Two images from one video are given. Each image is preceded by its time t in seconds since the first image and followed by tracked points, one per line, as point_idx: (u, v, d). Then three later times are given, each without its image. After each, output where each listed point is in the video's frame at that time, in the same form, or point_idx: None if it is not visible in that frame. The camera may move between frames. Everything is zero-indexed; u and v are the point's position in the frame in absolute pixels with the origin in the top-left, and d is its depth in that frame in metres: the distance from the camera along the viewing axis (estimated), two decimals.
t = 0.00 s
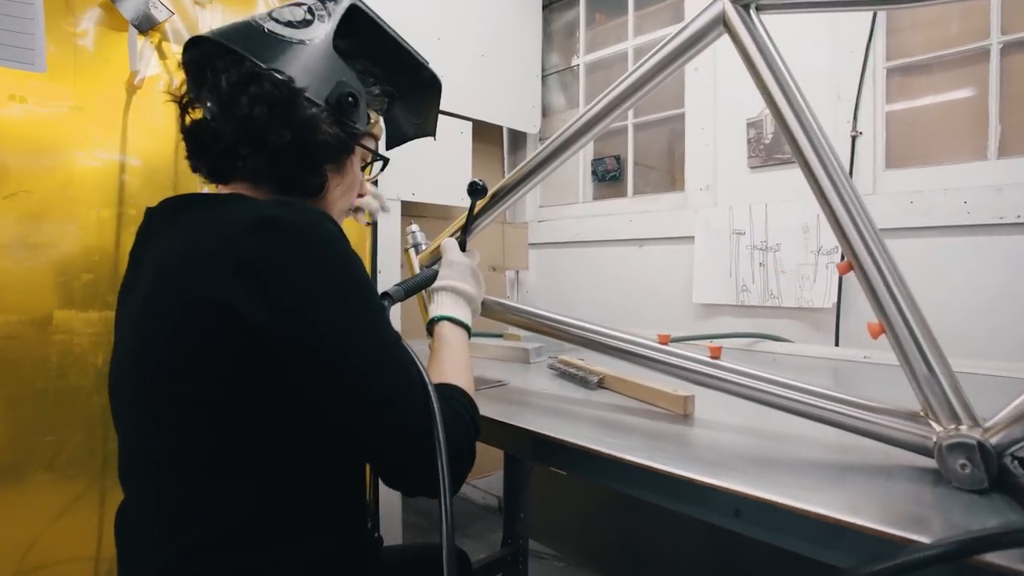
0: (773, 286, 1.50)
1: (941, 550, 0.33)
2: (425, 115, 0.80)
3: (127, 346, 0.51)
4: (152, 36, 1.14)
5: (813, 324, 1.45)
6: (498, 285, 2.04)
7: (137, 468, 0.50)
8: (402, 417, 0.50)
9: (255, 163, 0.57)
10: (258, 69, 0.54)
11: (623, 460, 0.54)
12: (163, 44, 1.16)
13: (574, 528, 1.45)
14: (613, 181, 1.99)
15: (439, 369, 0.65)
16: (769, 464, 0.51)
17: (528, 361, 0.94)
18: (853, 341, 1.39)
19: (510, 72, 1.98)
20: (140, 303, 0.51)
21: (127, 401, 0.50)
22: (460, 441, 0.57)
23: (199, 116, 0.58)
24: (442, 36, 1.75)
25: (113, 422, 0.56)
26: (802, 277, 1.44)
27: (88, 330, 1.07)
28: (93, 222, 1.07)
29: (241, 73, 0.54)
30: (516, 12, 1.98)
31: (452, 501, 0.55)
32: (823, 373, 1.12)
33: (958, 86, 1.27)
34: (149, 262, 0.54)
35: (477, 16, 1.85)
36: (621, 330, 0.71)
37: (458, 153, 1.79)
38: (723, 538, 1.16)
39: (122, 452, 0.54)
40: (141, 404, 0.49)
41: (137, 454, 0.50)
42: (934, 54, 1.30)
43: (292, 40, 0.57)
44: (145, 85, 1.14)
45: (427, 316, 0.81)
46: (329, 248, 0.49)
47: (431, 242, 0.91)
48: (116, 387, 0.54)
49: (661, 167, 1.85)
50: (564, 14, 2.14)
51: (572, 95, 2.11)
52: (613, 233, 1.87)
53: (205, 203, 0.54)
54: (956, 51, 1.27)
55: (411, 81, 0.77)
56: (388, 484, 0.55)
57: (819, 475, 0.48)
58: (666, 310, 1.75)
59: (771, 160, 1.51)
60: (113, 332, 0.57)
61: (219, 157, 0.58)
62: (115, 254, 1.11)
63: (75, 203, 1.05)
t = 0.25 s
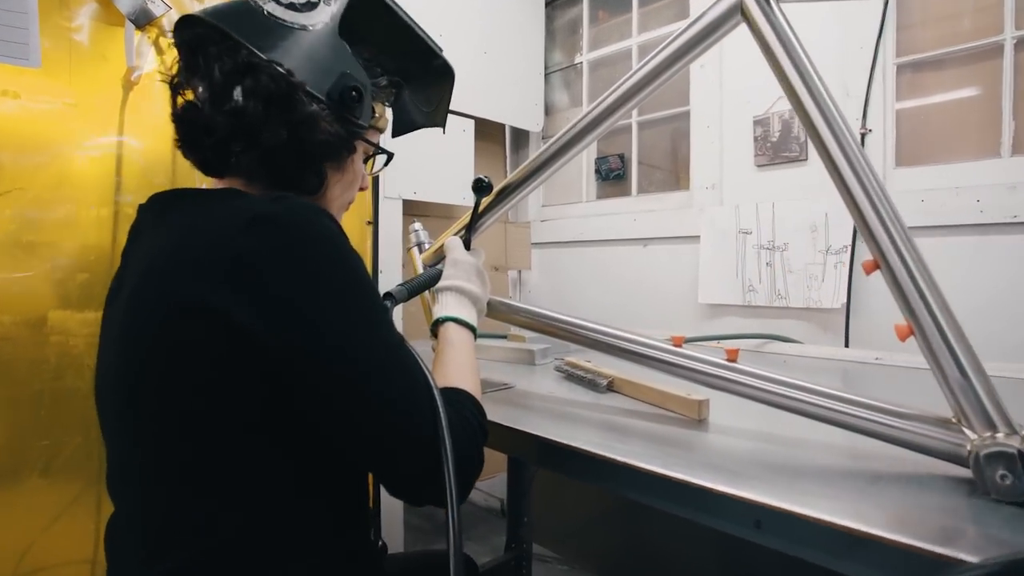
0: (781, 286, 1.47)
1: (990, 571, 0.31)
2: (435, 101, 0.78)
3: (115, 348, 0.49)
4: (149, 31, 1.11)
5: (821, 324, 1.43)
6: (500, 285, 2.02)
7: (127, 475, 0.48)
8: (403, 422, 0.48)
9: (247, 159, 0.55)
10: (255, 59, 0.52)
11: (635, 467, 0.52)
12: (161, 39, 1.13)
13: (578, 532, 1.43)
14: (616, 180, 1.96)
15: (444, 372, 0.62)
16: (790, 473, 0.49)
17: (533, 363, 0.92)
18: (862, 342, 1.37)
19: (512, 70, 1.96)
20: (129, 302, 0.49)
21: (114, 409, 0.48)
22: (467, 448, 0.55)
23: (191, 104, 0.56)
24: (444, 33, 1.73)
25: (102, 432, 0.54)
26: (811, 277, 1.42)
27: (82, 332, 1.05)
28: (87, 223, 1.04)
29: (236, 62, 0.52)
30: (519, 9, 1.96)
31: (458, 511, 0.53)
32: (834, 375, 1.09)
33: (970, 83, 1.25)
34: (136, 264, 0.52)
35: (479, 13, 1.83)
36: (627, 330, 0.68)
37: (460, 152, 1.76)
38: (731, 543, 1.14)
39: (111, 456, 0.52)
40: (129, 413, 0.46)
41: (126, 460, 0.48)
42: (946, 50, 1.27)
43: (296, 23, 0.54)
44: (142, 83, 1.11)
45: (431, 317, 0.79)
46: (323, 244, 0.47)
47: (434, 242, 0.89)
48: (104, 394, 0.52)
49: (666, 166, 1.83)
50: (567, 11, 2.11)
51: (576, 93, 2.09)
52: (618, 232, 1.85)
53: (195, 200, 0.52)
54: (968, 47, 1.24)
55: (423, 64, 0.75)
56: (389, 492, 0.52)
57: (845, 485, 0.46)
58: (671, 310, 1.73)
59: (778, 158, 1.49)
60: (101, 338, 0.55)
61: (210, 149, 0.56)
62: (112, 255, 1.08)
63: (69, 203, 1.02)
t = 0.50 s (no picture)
0: (788, 286, 1.45)
1: None
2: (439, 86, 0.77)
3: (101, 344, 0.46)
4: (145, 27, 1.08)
5: (828, 325, 1.40)
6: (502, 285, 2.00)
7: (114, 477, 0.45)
8: (413, 425, 0.46)
9: (237, 142, 0.52)
10: (247, 33, 0.48)
11: (647, 474, 0.50)
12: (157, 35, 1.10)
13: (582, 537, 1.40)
14: (620, 179, 1.94)
15: (449, 374, 0.60)
16: (810, 482, 0.47)
17: (538, 365, 0.90)
18: (870, 343, 1.35)
19: (514, 67, 1.94)
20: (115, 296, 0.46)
21: (99, 417, 0.45)
22: (477, 454, 0.53)
23: (175, 79, 0.53)
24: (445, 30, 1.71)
25: (79, 440, 0.52)
26: (818, 277, 1.40)
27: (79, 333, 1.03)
28: (86, 221, 1.02)
29: (225, 36, 0.49)
30: (521, 6, 1.94)
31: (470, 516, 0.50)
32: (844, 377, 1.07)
33: (981, 79, 1.22)
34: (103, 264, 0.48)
35: (481, 10, 1.81)
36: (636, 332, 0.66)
37: (462, 150, 1.74)
38: (739, 548, 1.11)
39: (92, 457, 0.49)
40: (115, 426, 0.44)
41: (113, 461, 0.45)
42: (957, 46, 1.25)
43: None
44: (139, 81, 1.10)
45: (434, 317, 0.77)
46: (327, 240, 0.44)
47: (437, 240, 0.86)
48: (85, 392, 0.49)
49: (670, 165, 1.81)
50: (570, 8, 2.09)
51: (578, 92, 2.07)
52: (621, 232, 1.83)
53: (186, 193, 0.49)
54: (979, 43, 1.22)
55: (428, 49, 0.73)
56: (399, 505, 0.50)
57: (872, 495, 0.44)
58: (675, 311, 1.70)
59: (785, 156, 1.47)
60: (85, 335, 0.52)
61: (199, 131, 0.53)
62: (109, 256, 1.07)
63: (66, 200, 1.00)
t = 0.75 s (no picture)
0: (794, 286, 1.43)
1: None
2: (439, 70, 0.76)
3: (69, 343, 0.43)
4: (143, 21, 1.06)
5: (835, 325, 1.39)
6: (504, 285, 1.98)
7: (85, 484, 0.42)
8: (417, 426, 0.44)
9: (226, 123, 0.48)
10: None
11: (662, 481, 0.48)
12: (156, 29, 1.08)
13: (586, 540, 1.38)
14: (623, 178, 1.92)
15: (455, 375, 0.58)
16: (839, 491, 0.45)
17: (544, 366, 0.88)
18: (878, 343, 1.33)
19: (517, 65, 1.92)
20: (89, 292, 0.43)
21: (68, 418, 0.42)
22: (485, 455, 0.51)
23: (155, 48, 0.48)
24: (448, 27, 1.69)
25: (34, 444, 0.48)
26: (825, 276, 1.38)
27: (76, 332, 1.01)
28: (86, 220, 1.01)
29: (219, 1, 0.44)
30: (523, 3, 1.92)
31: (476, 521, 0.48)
32: (858, 378, 1.05)
33: (991, 75, 1.21)
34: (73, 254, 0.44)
35: (483, 7, 1.79)
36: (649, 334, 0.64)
37: (464, 148, 1.72)
38: (748, 553, 1.09)
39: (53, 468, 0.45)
40: (96, 431, 0.40)
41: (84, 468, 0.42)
42: (967, 42, 1.24)
43: None
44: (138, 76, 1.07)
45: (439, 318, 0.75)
46: (332, 235, 0.42)
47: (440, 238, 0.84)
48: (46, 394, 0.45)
49: (673, 163, 1.79)
50: (572, 5, 2.08)
51: (581, 90, 2.05)
52: (625, 231, 1.81)
53: (162, 175, 0.44)
54: (989, 39, 1.20)
55: (433, 30, 0.74)
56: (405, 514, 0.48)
57: (905, 506, 0.42)
58: (679, 311, 1.68)
59: (792, 154, 1.45)
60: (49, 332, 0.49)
61: (182, 109, 0.49)
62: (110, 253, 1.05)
63: (65, 199, 0.98)
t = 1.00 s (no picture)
0: (798, 287, 1.42)
1: None
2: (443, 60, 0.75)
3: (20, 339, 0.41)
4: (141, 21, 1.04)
5: (840, 326, 1.37)
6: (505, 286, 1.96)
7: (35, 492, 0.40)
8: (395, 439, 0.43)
9: (193, 126, 0.47)
10: None
11: (669, 489, 0.47)
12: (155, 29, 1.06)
13: (589, 544, 1.37)
14: (625, 178, 1.91)
15: (454, 380, 0.57)
16: (853, 501, 0.44)
17: (547, 369, 0.87)
18: (883, 345, 1.32)
19: (518, 64, 1.91)
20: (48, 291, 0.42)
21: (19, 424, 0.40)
22: (476, 465, 0.49)
23: (116, 38, 0.46)
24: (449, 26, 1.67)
25: None
26: (830, 277, 1.37)
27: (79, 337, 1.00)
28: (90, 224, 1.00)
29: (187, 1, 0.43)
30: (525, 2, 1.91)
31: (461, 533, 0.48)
32: (864, 381, 1.03)
33: (998, 75, 1.20)
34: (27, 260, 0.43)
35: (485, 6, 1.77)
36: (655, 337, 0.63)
37: (465, 148, 1.71)
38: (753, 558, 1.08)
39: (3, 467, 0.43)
40: (54, 447, 0.39)
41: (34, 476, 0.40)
42: (974, 41, 1.22)
43: None
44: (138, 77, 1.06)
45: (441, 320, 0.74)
46: (303, 241, 0.41)
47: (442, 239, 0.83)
48: None
49: (676, 163, 1.77)
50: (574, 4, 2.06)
51: (583, 89, 2.04)
52: (627, 232, 1.79)
53: (137, 177, 0.43)
54: (997, 38, 1.19)
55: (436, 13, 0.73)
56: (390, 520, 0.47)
57: (921, 515, 0.41)
58: (682, 312, 1.67)
59: (795, 154, 1.44)
60: None
61: (146, 108, 0.47)
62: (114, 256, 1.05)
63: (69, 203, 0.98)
